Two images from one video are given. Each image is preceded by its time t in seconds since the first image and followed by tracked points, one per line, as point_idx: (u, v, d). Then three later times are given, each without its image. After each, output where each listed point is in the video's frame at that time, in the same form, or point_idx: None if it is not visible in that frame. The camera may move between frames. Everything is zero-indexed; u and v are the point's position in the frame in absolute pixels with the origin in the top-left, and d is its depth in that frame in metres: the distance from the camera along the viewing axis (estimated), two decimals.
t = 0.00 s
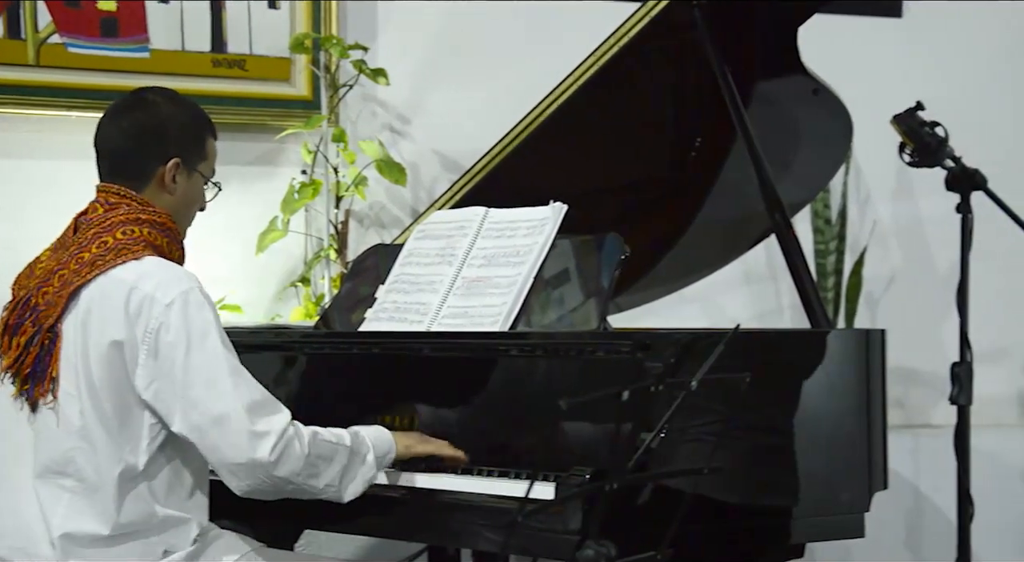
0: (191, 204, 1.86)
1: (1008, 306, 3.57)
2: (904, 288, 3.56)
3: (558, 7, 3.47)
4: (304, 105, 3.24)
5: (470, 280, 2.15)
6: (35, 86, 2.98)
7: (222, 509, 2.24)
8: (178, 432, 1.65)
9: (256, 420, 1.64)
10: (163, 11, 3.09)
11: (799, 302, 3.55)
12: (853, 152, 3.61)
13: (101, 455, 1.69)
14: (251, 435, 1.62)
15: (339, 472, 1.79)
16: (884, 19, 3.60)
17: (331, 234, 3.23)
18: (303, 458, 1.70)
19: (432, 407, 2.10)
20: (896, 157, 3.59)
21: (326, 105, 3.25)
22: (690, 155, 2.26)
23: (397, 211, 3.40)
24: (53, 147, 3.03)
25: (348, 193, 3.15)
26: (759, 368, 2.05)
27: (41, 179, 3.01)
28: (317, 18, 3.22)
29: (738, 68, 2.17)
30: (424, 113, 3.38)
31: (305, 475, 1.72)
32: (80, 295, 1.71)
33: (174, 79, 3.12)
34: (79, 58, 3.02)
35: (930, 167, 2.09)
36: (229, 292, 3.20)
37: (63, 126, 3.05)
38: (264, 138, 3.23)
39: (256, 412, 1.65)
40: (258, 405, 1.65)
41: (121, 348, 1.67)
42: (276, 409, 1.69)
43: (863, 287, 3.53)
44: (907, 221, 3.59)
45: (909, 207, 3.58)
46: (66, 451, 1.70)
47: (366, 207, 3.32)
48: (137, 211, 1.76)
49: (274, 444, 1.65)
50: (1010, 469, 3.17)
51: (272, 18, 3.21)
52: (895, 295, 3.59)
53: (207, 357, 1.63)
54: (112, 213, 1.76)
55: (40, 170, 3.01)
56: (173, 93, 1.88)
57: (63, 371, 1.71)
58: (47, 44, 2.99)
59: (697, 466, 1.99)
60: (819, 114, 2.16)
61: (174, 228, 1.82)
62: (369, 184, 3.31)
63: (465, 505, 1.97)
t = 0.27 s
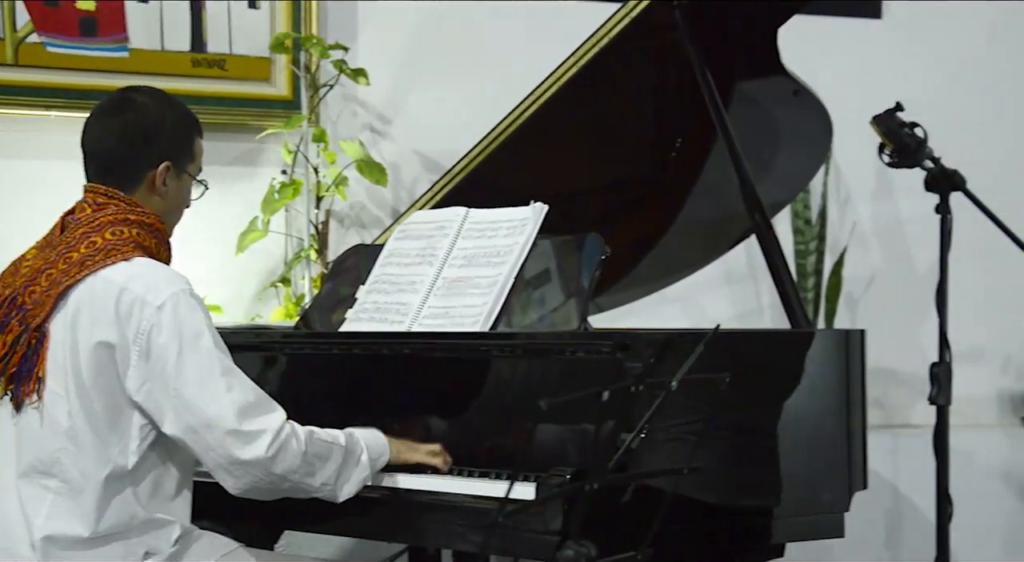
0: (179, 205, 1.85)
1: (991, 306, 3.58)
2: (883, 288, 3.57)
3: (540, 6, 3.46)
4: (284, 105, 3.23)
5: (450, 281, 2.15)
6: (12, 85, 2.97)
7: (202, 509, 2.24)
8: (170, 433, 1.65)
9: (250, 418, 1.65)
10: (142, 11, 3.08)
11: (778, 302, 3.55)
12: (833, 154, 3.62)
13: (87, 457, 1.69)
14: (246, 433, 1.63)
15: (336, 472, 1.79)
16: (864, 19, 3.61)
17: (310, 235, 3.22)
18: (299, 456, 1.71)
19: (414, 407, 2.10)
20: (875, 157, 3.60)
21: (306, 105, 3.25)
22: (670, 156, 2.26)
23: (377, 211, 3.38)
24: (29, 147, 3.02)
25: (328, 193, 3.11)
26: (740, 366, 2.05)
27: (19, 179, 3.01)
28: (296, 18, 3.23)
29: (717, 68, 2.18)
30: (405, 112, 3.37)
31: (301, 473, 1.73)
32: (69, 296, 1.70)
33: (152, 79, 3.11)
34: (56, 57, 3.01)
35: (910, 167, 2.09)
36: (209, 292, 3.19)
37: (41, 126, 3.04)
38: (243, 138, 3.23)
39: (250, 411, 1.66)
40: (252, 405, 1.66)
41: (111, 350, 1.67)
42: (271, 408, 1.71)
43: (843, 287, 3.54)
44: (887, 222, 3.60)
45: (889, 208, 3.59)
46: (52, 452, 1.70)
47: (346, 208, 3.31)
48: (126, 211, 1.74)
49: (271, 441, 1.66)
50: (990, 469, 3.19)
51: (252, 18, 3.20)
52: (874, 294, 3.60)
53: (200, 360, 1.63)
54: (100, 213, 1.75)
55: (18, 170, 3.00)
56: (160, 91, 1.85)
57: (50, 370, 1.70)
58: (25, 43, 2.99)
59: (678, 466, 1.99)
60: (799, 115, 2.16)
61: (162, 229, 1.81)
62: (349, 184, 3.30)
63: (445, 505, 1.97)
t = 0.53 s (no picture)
0: (150, 204, 1.83)
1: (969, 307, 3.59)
2: (857, 288, 3.59)
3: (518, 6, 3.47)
4: (258, 105, 3.24)
5: (426, 281, 2.15)
6: None
7: (179, 510, 2.23)
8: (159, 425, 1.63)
9: (239, 400, 1.62)
10: (115, 11, 3.08)
11: (754, 302, 3.56)
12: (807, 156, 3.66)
13: (63, 457, 1.68)
14: (236, 413, 1.60)
15: (337, 446, 1.75)
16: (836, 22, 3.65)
17: (286, 234, 3.23)
18: (298, 431, 1.67)
19: (389, 408, 2.11)
20: (849, 157, 3.62)
21: (280, 105, 3.25)
22: (645, 156, 2.27)
23: (352, 211, 3.38)
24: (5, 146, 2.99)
25: (302, 193, 3.09)
26: (714, 365, 2.04)
27: None
28: (270, 18, 3.23)
29: (692, 69, 2.18)
30: (380, 113, 3.38)
31: (302, 448, 1.68)
32: (41, 296, 1.69)
33: (125, 78, 3.10)
34: (30, 56, 2.97)
35: (883, 168, 2.10)
36: (181, 292, 3.19)
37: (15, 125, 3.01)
38: (218, 138, 3.22)
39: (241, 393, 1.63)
40: (243, 387, 1.63)
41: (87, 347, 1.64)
42: (264, 388, 1.67)
43: (818, 288, 3.56)
44: (860, 222, 3.63)
45: (863, 208, 3.61)
46: (28, 454, 1.70)
47: (321, 207, 3.31)
48: (95, 210, 1.73)
49: (266, 419, 1.63)
50: (963, 468, 3.21)
51: (226, 18, 3.21)
52: (848, 295, 3.62)
53: (178, 352, 1.60)
54: (69, 212, 1.73)
55: None
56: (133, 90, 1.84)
57: (25, 372, 1.71)
58: None
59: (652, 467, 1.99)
60: (773, 115, 2.17)
61: (132, 227, 1.79)
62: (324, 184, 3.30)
63: (420, 505, 1.96)
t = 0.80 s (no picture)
0: (132, 205, 1.83)
1: (951, 306, 3.60)
2: (838, 288, 3.59)
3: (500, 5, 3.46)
4: (240, 104, 3.21)
5: (407, 281, 2.15)
6: None
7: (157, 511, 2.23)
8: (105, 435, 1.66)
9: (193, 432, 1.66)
10: (95, 11, 3.07)
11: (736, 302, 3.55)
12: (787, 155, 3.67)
13: (37, 459, 1.67)
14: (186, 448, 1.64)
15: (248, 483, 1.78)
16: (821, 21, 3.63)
17: (267, 234, 3.21)
18: (221, 469, 1.71)
19: (369, 409, 2.09)
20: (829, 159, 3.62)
21: (262, 104, 3.23)
22: (627, 156, 2.27)
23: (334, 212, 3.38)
24: None
25: (284, 193, 3.08)
26: (694, 365, 2.05)
27: None
28: (251, 18, 3.21)
29: (674, 69, 2.18)
30: (362, 113, 3.36)
31: (219, 486, 1.72)
32: (21, 295, 1.70)
33: (105, 78, 3.09)
34: (8, 55, 2.96)
35: (863, 168, 2.11)
36: (161, 292, 3.17)
37: None
38: (198, 138, 3.20)
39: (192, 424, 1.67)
40: (188, 419, 1.66)
41: (57, 350, 1.64)
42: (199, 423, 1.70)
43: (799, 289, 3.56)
44: (842, 223, 3.62)
45: (844, 209, 3.61)
46: (3, 453, 1.69)
47: (302, 207, 3.32)
48: (77, 210, 1.74)
49: (205, 459, 1.67)
50: (944, 468, 3.21)
51: (208, 18, 3.20)
52: (829, 294, 3.61)
53: (147, 368, 1.64)
54: (51, 212, 1.74)
55: None
56: (120, 93, 1.86)
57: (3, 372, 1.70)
58: None
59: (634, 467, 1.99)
60: (754, 116, 2.18)
61: (113, 228, 1.80)
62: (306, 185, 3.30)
63: (401, 505, 1.96)
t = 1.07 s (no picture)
0: (118, 206, 1.83)
1: (937, 306, 3.61)
2: (822, 288, 3.59)
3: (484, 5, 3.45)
4: (224, 104, 3.21)
5: (392, 281, 2.14)
6: None
7: (141, 512, 2.22)
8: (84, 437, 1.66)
9: (165, 441, 1.66)
10: (78, 11, 3.08)
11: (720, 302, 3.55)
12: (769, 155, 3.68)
13: (22, 460, 1.68)
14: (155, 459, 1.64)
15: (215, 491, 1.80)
16: (804, 22, 3.64)
17: (250, 235, 3.19)
18: (190, 481, 1.72)
19: (354, 411, 2.09)
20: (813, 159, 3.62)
21: (246, 105, 3.22)
22: (612, 157, 2.27)
23: (319, 212, 3.38)
24: None
25: (268, 193, 3.06)
26: (678, 365, 2.05)
27: None
28: (235, 18, 3.21)
29: (659, 70, 2.18)
30: (347, 113, 3.36)
31: (188, 497, 1.73)
32: (8, 293, 1.70)
33: (87, 78, 3.08)
34: None
35: (848, 169, 2.11)
36: (145, 292, 3.16)
37: None
38: (180, 137, 3.18)
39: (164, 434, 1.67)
40: (166, 426, 1.67)
41: (45, 350, 1.64)
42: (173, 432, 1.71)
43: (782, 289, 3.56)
44: (826, 223, 3.62)
45: (828, 209, 3.61)
46: None
47: (287, 207, 3.31)
48: (64, 211, 1.72)
49: (173, 469, 1.67)
50: (926, 467, 3.23)
51: (191, 18, 3.20)
52: (813, 294, 3.62)
53: (130, 373, 1.65)
54: (37, 211, 1.72)
55: None
56: (105, 91, 1.84)
57: None
58: None
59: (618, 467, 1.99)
60: (739, 117, 2.19)
61: (99, 229, 1.79)
62: (290, 185, 3.29)
63: (386, 505, 1.96)
